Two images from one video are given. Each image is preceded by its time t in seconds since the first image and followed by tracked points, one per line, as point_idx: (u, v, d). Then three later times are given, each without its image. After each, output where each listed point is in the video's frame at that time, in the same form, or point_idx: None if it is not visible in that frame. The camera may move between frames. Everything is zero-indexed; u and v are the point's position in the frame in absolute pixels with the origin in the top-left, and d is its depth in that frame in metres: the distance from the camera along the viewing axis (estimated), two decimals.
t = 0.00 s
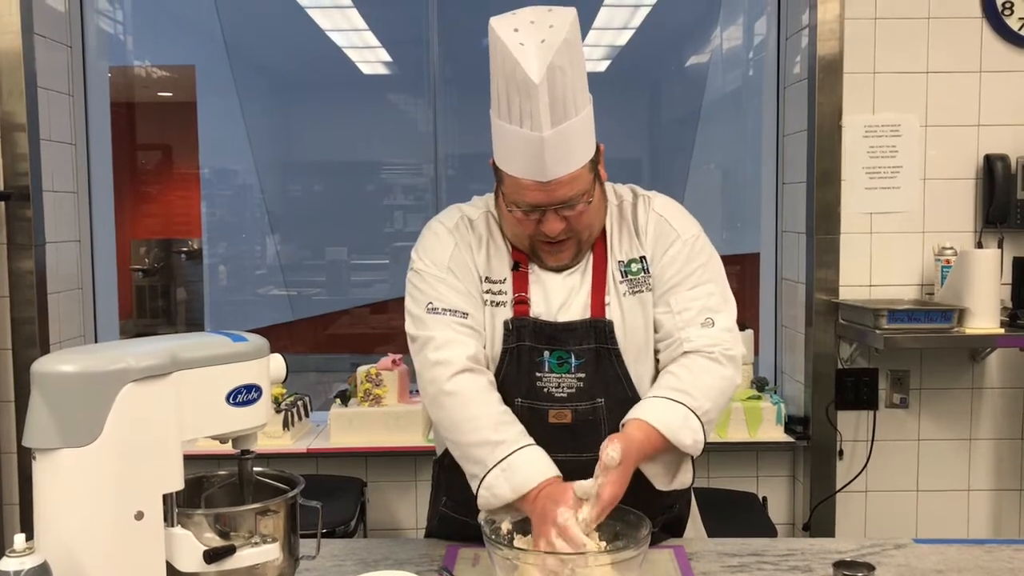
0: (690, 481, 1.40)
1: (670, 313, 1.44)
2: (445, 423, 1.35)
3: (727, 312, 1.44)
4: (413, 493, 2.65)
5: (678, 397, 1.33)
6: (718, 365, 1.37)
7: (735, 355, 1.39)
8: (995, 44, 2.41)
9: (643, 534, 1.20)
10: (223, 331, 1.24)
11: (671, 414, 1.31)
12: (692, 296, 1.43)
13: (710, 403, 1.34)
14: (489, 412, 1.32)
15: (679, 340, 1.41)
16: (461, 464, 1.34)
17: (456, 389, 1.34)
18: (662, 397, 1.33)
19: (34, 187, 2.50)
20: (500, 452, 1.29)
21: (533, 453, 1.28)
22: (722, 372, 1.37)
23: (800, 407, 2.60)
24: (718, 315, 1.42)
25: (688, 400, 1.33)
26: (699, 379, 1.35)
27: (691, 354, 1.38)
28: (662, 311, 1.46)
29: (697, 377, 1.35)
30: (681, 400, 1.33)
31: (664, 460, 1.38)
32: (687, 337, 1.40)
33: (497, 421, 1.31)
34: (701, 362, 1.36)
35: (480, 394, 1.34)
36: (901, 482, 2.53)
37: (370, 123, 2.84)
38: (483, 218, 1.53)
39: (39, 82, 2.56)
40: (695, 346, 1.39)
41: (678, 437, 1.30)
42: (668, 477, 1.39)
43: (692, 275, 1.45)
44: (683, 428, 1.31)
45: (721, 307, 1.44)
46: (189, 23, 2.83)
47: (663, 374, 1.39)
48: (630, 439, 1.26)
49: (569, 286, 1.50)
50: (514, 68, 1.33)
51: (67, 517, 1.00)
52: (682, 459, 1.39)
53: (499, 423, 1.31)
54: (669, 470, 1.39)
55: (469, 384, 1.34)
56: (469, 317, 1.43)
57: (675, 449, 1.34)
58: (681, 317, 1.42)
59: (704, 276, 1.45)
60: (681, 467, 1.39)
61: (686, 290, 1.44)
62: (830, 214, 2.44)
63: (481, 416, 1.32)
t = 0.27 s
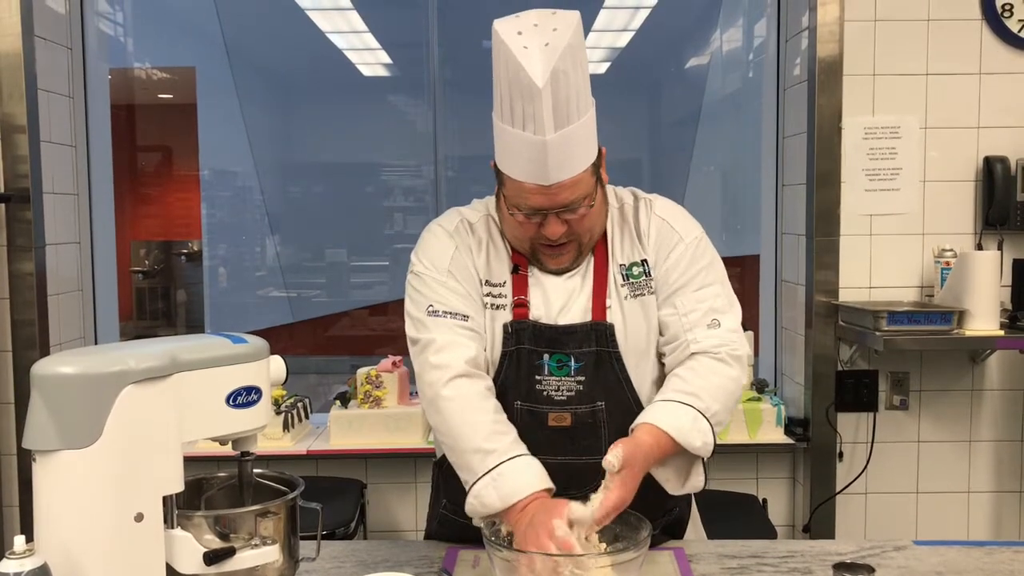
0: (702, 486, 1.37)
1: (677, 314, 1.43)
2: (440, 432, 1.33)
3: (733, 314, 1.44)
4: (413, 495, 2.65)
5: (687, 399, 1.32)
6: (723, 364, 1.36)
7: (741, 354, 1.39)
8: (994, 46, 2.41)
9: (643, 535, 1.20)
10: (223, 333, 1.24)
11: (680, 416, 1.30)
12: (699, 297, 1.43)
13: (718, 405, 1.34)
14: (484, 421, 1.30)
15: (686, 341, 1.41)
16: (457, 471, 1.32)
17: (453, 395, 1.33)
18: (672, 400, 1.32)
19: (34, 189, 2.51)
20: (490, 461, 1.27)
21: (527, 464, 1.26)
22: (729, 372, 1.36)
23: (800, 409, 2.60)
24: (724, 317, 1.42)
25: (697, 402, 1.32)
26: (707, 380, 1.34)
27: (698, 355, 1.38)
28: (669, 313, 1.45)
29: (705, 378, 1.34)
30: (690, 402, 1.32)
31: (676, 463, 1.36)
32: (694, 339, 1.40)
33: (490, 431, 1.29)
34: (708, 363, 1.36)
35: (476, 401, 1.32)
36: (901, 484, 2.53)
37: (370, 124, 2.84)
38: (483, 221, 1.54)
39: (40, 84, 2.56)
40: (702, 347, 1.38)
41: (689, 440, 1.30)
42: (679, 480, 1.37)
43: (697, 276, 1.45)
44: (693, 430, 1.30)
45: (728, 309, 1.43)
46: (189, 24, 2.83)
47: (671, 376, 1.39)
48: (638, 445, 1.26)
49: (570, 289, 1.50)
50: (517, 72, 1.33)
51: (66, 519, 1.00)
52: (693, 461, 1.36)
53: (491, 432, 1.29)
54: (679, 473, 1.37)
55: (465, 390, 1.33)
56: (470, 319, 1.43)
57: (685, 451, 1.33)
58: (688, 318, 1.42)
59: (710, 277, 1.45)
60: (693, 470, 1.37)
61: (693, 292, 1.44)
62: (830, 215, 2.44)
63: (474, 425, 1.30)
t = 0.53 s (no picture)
0: (709, 501, 1.38)
1: (672, 316, 1.44)
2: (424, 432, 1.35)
3: (729, 317, 1.44)
4: (413, 496, 2.65)
5: (682, 415, 1.32)
6: (714, 371, 1.37)
7: (735, 360, 1.39)
8: (995, 46, 2.41)
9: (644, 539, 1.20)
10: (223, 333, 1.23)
11: (676, 433, 1.30)
12: (695, 300, 1.43)
13: (712, 415, 1.34)
14: (458, 419, 1.33)
15: (679, 343, 1.41)
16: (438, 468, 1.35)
17: (429, 396, 1.35)
18: (668, 419, 1.32)
19: (34, 189, 2.51)
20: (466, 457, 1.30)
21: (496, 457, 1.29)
22: (721, 380, 1.36)
23: (800, 410, 2.60)
24: (720, 319, 1.42)
25: (691, 417, 1.32)
26: (700, 392, 1.34)
27: (692, 360, 1.38)
28: (663, 315, 1.45)
29: (699, 390, 1.34)
30: (685, 418, 1.32)
31: (680, 482, 1.37)
32: (688, 340, 1.40)
33: (463, 427, 1.32)
34: (700, 371, 1.36)
35: (452, 401, 1.34)
36: (901, 485, 2.53)
37: (370, 125, 2.84)
38: (482, 223, 1.54)
39: (40, 84, 2.56)
40: (695, 350, 1.39)
41: (690, 459, 1.30)
42: (685, 499, 1.37)
43: (694, 279, 1.45)
44: (692, 448, 1.30)
45: (724, 312, 1.44)
46: (189, 25, 2.83)
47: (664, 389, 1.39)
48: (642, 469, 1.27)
49: (570, 291, 1.49)
50: (528, 73, 1.33)
51: (66, 519, 1.00)
52: (697, 479, 1.37)
53: (464, 428, 1.32)
54: (685, 492, 1.37)
55: (443, 393, 1.35)
56: (457, 325, 1.43)
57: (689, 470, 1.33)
58: (682, 321, 1.42)
59: (706, 280, 1.46)
60: (698, 487, 1.37)
61: (687, 294, 1.44)
62: (831, 216, 2.44)
63: (450, 423, 1.33)
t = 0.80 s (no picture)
0: (691, 510, 1.40)
1: (659, 320, 1.44)
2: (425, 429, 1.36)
3: (718, 323, 1.43)
4: (414, 495, 2.65)
5: (667, 429, 1.33)
6: (699, 382, 1.36)
7: (720, 368, 1.38)
8: (996, 46, 2.41)
9: (644, 536, 1.20)
10: (225, 333, 1.23)
11: (660, 448, 1.31)
12: (683, 305, 1.42)
13: (696, 428, 1.34)
14: (458, 412, 1.34)
15: (665, 347, 1.41)
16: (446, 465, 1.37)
17: (427, 395, 1.36)
18: (651, 434, 1.33)
19: (36, 189, 2.51)
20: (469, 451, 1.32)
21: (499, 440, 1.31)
22: (705, 390, 1.36)
23: (800, 410, 2.60)
24: (709, 325, 1.41)
25: (675, 431, 1.33)
26: (683, 404, 1.34)
27: (675, 366, 1.38)
28: (653, 319, 1.45)
29: (681, 402, 1.34)
30: (670, 433, 1.33)
31: (664, 492, 1.38)
32: (673, 345, 1.40)
33: (464, 419, 1.33)
34: (681, 380, 1.36)
35: (449, 398, 1.35)
36: (901, 485, 2.53)
37: (371, 124, 2.84)
38: (483, 224, 1.54)
39: (42, 84, 2.56)
40: (678, 356, 1.39)
41: (672, 472, 1.30)
42: (668, 508, 1.39)
43: (686, 283, 1.44)
44: (676, 463, 1.31)
45: (713, 318, 1.42)
46: (190, 24, 2.83)
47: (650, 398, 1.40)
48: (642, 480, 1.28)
49: (569, 291, 1.49)
50: (527, 72, 1.33)
51: (69, 517, 1.00)
52: (680, 490, 1.39)
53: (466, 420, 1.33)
54: (668, 502, 1.39)
55: (441, 391, 1.36)
56: (454, 327, 1.44)
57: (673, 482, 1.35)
58: (669, 324, 1.42)
59: (698, 285, 1.44)
60: (681, 497, 1.39)
61: (676, 299, 1.43)
62: (832, 216, 2.44)
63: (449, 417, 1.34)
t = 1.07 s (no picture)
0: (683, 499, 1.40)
1: (664, 319, 1.44)
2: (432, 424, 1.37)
3: (723, 321, 1.44)
4: (414, 495, 2.65)
5: (671, 416, 1.33)
6: (709, 377, 1.36)
7: (729, 366, 1.39)
8: (997, 46, 2.41)
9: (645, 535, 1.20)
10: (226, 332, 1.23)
11: (662, 432, 1.31)
12: (688, 303, 1.43)
13: (701, 420, 1.34)
14: (471, 402, 1.34)
15: (671, 348, 1.42)
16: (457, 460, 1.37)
17: (434, 386, 1.35)
18: (652, 417, 1.33)
19: (36, 188, 2.51)
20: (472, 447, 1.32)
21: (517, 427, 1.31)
22: (712, 384, 1.36)
23: (801, 410, 2.60)
24: (714, 324, 1.42)
25: (680, 419, 1.33)
26: (690, 395, 1.34)
27: (682, 364, 1.38)
28: (657, 318, 1.45)
29: (688, 393, 1.34)
30: (674, 419, 1.33)
31: (659, 477, 1.38)
32: (679, 345, 1.41)
33: (479, 409, 1.33)
34: (690, 374, 1.36)
35: (458, 388, 1.35)
36: (902, 485, 2.53)
37: (372, 123, 2.84)
38: (483, 220, 1.54)
39: (42, 83, 2.56)
40: (686, 355, 1.39)
41: (671, 457, 1.31)
42: (661, 495, 1.39)
43: (689, 282, 1.44)
44: (676, 448, 1.31)
45: (718, 317, 1.43)
46: (191, 23, 2.83)
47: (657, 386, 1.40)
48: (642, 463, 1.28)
49: (569, 289, 1.49)
50: (516, 59, 1.33)
51: (69, 516, 1.00)
52: (675, 476, 1.39)
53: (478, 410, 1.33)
54: (662, 487, 1.39)
55: (450, 382, 1.35)
56: (456, 323, 1.44)
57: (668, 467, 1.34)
58: (675, 324, 1.42)
59: (702, 284, 1.45)
60: (675, 484, 1.39)
61: (682, 297, 1.44)
62: (833, 216, 2.44)
63: (461, 408, 1.33)
